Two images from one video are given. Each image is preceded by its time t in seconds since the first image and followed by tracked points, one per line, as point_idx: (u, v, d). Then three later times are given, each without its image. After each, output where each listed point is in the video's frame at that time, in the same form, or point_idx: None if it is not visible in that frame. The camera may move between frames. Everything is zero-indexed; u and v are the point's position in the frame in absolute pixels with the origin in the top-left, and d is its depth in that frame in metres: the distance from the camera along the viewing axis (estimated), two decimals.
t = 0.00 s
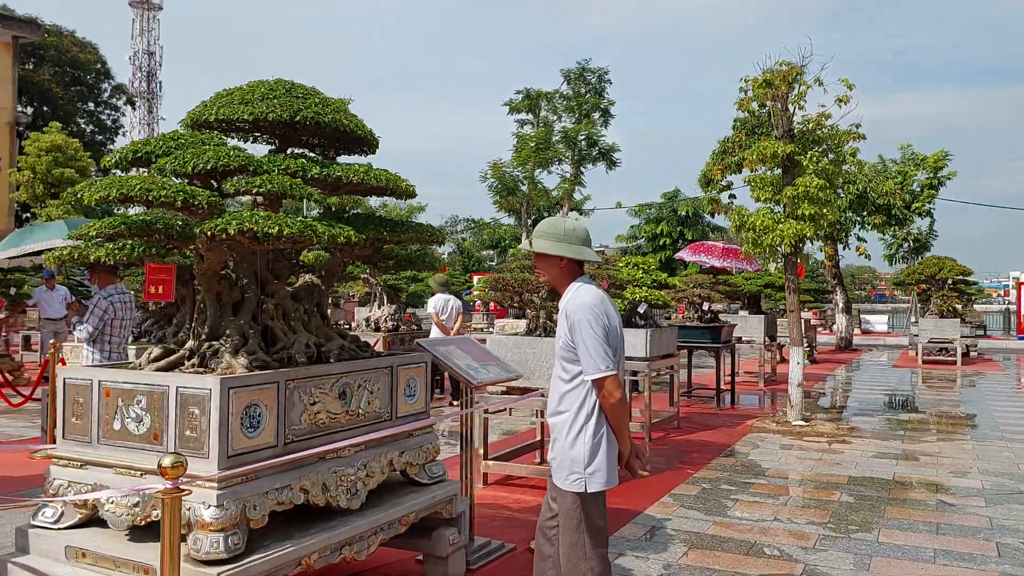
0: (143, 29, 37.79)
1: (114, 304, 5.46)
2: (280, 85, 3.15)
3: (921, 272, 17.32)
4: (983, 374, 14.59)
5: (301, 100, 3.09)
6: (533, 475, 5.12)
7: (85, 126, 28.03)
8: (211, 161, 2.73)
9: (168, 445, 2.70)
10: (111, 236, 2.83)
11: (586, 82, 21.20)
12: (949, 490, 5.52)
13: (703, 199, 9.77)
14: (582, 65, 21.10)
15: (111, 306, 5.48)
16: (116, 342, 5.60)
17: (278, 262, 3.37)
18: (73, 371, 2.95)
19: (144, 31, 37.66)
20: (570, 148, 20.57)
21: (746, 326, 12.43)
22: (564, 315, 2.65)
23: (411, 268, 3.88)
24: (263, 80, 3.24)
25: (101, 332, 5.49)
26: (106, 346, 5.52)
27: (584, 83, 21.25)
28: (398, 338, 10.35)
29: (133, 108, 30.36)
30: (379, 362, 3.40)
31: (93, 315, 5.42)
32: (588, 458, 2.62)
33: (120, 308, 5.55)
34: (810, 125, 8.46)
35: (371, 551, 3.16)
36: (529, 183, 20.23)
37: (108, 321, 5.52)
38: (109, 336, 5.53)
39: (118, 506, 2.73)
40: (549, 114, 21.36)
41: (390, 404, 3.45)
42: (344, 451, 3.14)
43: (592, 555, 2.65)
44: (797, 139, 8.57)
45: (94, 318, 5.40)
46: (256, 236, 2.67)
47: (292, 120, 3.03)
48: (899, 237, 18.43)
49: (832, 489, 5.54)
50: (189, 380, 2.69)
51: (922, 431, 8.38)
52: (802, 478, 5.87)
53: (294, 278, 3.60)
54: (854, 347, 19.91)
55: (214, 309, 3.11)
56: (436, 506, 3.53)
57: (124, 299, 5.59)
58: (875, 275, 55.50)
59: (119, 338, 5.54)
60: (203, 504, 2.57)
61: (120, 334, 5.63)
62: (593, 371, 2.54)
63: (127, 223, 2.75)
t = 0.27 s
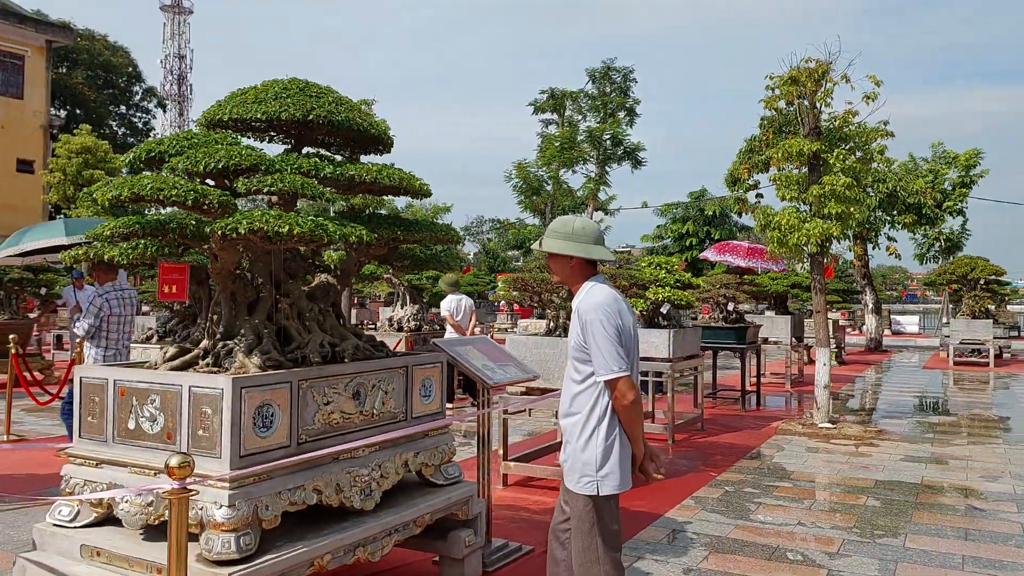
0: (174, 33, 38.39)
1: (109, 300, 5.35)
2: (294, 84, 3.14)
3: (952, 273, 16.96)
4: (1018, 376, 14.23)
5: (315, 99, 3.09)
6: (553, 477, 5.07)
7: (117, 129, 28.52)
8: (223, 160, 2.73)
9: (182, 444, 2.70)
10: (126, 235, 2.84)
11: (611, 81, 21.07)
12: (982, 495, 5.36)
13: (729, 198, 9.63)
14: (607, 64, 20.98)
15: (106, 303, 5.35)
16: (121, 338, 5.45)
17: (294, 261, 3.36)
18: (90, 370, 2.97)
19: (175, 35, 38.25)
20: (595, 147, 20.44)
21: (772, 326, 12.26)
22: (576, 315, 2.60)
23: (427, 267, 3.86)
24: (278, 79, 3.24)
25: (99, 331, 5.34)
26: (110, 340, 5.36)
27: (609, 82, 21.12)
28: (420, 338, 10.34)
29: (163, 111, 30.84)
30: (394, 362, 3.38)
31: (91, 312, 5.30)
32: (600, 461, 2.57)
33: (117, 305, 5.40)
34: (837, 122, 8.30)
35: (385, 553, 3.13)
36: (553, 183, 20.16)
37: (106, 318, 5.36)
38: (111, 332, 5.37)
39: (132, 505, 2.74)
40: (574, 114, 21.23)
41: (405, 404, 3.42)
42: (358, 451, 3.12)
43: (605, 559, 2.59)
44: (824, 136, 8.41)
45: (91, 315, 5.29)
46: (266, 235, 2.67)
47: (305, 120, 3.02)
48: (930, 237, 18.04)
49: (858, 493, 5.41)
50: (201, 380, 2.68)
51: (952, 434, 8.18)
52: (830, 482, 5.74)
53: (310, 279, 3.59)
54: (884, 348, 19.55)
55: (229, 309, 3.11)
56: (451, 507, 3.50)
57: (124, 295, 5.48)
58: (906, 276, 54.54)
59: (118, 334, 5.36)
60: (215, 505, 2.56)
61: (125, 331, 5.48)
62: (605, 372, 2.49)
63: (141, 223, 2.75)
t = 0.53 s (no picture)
0: (196, 35, 38.78)
1: (90, 300, 5.31)
2: (304, 79, 3.11)
3: (977, 273, 16.66)
4: None
5: (324, 94, 3.05)
6: (567, 477, 5.01)
7: (140, 129, 28.84)
8: (229, 156, 2.70)
9: (189, 443, 2.68)
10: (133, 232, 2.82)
11: (629, 80, 20.93)
12: (1008, 499, 5.21)
13: (749, 196, 9.50)
14: (626, 62, 20.84)
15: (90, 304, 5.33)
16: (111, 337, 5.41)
17: (304, 259, 3.33)
18: (99, 368, 2.96)
19: (197, 37, 38.64)
20: (614, 146, 20.31)
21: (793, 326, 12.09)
22: (587, 312, 2.54)
23: (439, 264, 3.82)
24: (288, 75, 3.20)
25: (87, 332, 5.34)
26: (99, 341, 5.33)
27: (627, 81, 20.99)
28: (437, 338, 10.32)
29: (185, 112, 31.15)
30: (405, 361, 3.34)
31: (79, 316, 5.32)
32: (611, 462, 2.51)
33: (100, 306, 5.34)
34: (858, 119, 8.15)
35: (395, 553, 3.09)
36: (572, 182, 20.07)
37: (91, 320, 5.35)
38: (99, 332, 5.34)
39: (140, 504, 2.73)
40: (593, 113, 21.11)
41: (416, 403, 3.38)
42: (367, 451, 3.08)
43: (617, 562, 2.53)
44: (845, 133, 8.26)
45: (76, 317, 5.30)
46: (273, 231, 2.64)
47: (314, 115, 2.99)
48: (954, 236, 17.72)
49: (880, 496, 5.29)
50: (208, 377, 2.66)
51: (977, 436, 8.00)
52: (851, 484, 5.63)
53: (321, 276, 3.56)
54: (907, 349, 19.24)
55: (238, 307, 3.08)
56: (462, 508, 3.45)
57: (109, 295, 5.43)
58: (930, 276, 53.76)
59: (102, 334, 5.31)
60: (221, 504, 2.54)
61: (115, 330, 5.44)
62: (615, 370, 2.43)
63: (149, 220, 2.73)
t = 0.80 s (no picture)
0: (207, 36, 38.89)
1: (53, 299, 5.31)
2: (300, 73, 3.04)
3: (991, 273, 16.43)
4: None
5: (321, 87, 2.98)
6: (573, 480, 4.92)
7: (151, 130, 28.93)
8: (221, 150, 2.63)
9: (181, 445, 2.62)
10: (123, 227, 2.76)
11: (639, 79, 20.79)
12: None
13: (760, 196, 9.37)
14: (636, 61, 20.71)
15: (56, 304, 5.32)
16: (78, 334, 5.36)
17: (301, 256, 3.26)
18: (91, 367, 2.90)
19: (208, 37, 38.74)
20: (623, 146, 20.17)
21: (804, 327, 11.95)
22: (587, 311, 2.45)
23: (440, 262, 3.74)
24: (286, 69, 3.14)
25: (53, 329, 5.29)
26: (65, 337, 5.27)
27: (637, 80, 20.84)
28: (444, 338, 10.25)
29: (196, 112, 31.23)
30: (404, 361, 3.26)
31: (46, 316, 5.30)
32: (614, 465, 2.42)
33: (64, 303, 5.32)
34: (871, 116, 8.00)
35: (394, 558, 3.01)
36: (581, 181, 19.96)
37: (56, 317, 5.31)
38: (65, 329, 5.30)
39: (131, 507, 2.66)
40: (602, 112, 20.97)
41: (415, 404, 3.30)
42: (365, 453, 3.01)
43: (621, 569, 2.45)
44: (857, 131, 8.12)
45: (41, 316, 5.28)
46: (265, 227, 2.56)
47: (310, 108, 2.92)
48: (967, 236, 17.50)
49: (892, 500, 5.17)
50: (200, 378, 2.59)
51: (992, 438, 7.85)
52: (863, 488, 5.51)
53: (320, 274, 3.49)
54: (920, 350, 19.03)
55: (233, 305, 3.02)
56: (464, 511, 3.37)
57: (73, 293, 5.42)
58: (943, 277, 53.30)
59: (68, 331, 5.27)
60: (212, 509, 2.47)
61: (82, 327, 5.39)
62: (617, 371, 2.34)
63: (140, 216, 2.66)
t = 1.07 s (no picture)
0: (214, 36, 38.89)
1: (21, 299, 5.13)
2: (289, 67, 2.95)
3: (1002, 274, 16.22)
4: None
5: (309, 82, 2.88)
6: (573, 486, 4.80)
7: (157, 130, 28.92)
8: (203, 147, 2.53)
9: (162, 455, 2.52)
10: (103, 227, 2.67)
11: (645, 78, 20.65)
12: None
13: (767, 196, 9.24)
14: (643, 60, 20.57)
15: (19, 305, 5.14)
16: (49, 334, 5.21)
17: (291, 257, 3.16)
18: (72, 373, 2.80)
19: (215, 38, 38.74)
20: (629, 145, 20.04)
21: (812, 329, 11.80)
22: (583, 316, 2.34)
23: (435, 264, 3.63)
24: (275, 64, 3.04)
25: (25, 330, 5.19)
26: (35, 338, 5.16)
27: (643, 80, 20.70)
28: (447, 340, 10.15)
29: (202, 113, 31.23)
30: (397, 366, 3.15)
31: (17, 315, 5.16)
32: (612, 478, 2.31)
33: (31, 303, 5.14)
34: (879, 115, 7.86)
35: (385, 571, 2.91)
36: (587, 181, 19.84)
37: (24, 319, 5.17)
38: (34, 330, 5.16)
39: (111, 519, 2.57)
40: (608, 112, 20.84)
41: (409, 411, 3.20)
42: (356, 462, 2.90)
43: None
44: (865, 130, 7.97)
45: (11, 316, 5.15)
46: (247, 226, 2.46)
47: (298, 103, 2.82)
48: (977, 237, 17.30)
49: (901, 508, 5.03)
50: (181, 385, 2.49)
51: (1005, 443, 7.69)
52: (871, 494, 5.38)
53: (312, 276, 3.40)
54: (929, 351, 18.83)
55: (219, 308, 2.92)
56: (459, 521, 3.26)
57: (42, 292, 5.20)
58: (951, 277, 52.94)
59: (38, 333, 5.15)
60: (192, 521, 2.37)
61: (53, 327, 5.23)
62: (614, 379, 2.23)
63: (120, 216, 2.57)
